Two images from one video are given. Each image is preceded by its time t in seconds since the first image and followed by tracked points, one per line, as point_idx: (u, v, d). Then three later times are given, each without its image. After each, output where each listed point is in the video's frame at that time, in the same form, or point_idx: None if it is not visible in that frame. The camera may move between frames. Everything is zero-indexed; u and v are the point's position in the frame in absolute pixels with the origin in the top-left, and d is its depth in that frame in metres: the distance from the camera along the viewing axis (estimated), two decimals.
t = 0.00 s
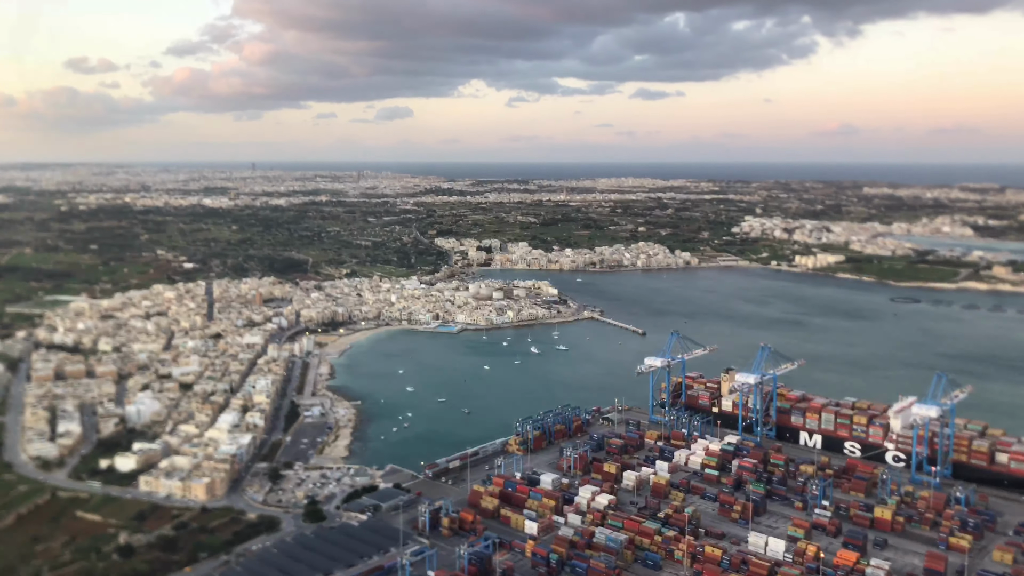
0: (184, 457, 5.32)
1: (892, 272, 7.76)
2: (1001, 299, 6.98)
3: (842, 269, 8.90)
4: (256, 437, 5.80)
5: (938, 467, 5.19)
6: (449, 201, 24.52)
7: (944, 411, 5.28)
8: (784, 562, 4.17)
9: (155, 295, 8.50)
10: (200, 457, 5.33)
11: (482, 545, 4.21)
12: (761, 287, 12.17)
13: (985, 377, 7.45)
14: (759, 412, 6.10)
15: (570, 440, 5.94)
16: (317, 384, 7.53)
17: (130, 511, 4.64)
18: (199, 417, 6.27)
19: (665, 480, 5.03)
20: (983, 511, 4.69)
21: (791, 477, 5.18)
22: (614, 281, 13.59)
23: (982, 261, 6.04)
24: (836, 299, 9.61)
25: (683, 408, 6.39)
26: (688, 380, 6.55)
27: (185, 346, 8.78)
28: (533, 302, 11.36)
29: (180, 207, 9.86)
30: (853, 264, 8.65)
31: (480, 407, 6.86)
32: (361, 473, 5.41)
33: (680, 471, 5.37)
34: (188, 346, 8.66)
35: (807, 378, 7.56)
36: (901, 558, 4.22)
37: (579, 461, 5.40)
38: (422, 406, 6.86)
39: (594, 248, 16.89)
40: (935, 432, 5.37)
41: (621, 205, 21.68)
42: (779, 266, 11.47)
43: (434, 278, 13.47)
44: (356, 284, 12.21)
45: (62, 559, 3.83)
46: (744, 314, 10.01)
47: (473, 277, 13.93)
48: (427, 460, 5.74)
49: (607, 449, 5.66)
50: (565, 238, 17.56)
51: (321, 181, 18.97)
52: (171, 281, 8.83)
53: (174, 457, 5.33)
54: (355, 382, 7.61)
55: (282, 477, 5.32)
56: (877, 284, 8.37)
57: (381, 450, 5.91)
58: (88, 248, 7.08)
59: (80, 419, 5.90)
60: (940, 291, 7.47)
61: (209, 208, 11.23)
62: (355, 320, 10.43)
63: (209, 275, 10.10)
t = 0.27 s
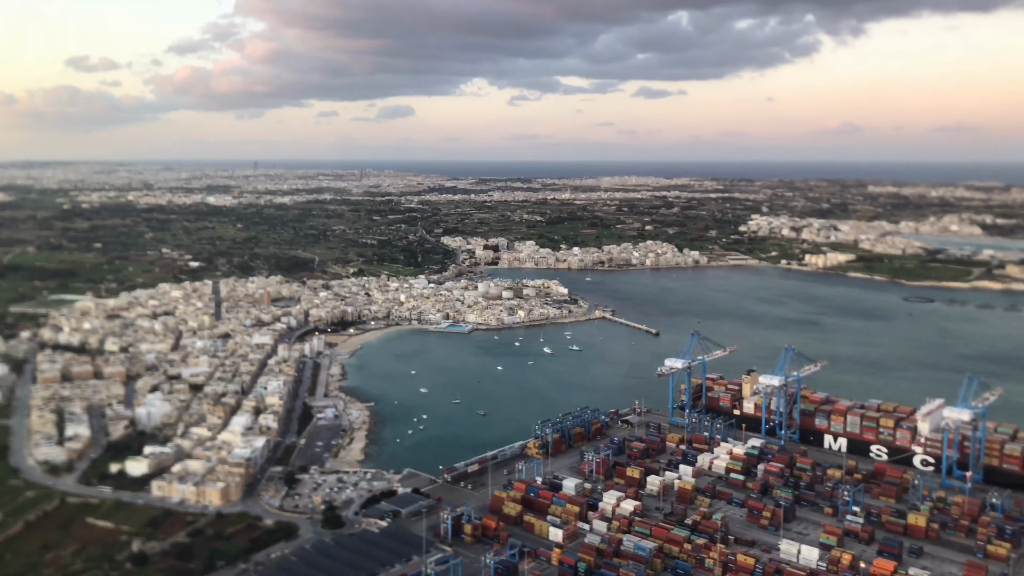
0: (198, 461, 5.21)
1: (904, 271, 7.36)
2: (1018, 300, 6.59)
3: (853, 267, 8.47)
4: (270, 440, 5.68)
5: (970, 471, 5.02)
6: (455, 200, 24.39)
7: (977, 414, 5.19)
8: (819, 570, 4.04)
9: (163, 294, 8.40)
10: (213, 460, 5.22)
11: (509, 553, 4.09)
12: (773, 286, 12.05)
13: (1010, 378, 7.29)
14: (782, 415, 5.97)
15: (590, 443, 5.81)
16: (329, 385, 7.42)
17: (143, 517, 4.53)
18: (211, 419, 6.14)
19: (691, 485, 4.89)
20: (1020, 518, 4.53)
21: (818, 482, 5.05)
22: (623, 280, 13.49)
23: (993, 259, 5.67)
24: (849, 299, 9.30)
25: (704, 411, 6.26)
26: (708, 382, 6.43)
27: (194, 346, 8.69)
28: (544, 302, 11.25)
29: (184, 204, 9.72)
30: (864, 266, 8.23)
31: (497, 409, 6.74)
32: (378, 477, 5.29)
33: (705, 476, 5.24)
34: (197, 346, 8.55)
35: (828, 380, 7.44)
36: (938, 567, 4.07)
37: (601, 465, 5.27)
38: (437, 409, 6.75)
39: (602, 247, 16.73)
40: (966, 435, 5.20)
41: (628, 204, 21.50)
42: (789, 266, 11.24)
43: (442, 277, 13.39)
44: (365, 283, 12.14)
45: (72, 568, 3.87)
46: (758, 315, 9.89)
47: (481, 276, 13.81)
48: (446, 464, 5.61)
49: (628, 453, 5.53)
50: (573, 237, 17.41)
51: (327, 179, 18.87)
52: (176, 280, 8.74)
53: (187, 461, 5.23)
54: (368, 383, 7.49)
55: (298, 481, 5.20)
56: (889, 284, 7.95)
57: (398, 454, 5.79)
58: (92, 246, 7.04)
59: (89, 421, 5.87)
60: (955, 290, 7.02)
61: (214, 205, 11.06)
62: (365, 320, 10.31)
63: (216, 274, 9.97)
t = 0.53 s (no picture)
0: (210, 466, 5.09)
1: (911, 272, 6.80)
2: None
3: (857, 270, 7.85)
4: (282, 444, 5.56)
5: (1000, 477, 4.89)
6: (456, 199, 24.26)
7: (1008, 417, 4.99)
8: None
9: (167, 294, 8.22)
10: (226, 466, 5.10)
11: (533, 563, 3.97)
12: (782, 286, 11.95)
13: None
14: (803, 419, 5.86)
15: (608, 448, 5.69)
16: (338, 386, 7.31)
17: (155, 524, 4.42)
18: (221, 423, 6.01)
19: (715, 492, 4.78)
20: None
21: (845, 488, 4.93)
22: (629, 280, 13.39)
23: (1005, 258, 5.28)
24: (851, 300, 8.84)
25: (722, 414, 6.15)
26: (726, 385, 6.32)
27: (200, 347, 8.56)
28: (552, 302, 11.14)
29: (184, 204, 9.58)
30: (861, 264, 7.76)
31: (511, 411, 6.63)
32: (394, 483, 5.17)
33: (728, 482, 5.12)
34: (203, 347, 8.43)
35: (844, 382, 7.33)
36: None
37: (622, 471, 5.15)
38: (450, 412, 6.63)
39: (607, 247, 16.61)
40: (995, 441, 5.06)
41: (631, 203, 21.36)
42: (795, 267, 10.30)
43: (448, 277, 13.28)
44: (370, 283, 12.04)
45: None
46: (769, 316, 9.80)
47: (487, 276, 13.69)
48: (463, 468, 5.50)
49: (648, 458, 5.42)
50: (577, 237, 17.28)
51: (328, 178, 18.73)
52: (180, 279, 8.59)
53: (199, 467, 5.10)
54: (378, 385, 7.38)
55: (312, 487, 5.08)
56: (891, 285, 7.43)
57: (412, 458, 5.67)
58: (95, 245, 6.93)
59: (97, 425, 5.82)
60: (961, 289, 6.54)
61: (215, 204, 10.87)
62: (372, 320, 10.19)
63: (220, 274, 9.82)
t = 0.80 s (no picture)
0: (222, 471, 4.97)
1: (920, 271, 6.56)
2: None
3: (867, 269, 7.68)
4: (293, 448, 5.43)
5: None
6: (458, 198, 24.11)
7: None
8: None
9: (172, 294, 8.08)
10: (238, 471, 4.97)
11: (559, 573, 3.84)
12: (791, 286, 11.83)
13: None
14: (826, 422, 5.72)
15: (627, 452, 5.56)
16: (348, 388, 7.19)
17: (168, 532, 4.29)
18: (232, 426, 5.90)
19: (741, 499, 4.64)
20: None
21: (872, 494, 4.80)
22: (636, 280, 13.27)
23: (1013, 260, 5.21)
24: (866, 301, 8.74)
25: (742, 418, 6.02)
26: (746, 387, 6.18)
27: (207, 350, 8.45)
28: (561, 302, 11.02)
29: (185, 202, 9.19)
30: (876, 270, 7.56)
31: (525, 415, 6.50)
32: (411, 489, 5.03)
33: (752, 488, 4.99)
34: (209, 348, 8.35)
35: (864, 384, 7.20)
36: None
37: (643, 476, 5.02)
38: (463, 414, 6.50)
39: (612, 246, 16.47)
40: None
41: (635, 202, 21.23)
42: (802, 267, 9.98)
43: (453, 277, 13.15)
44: (375, 283, 11.91)
45: None
46: (781, 317, 9.67)
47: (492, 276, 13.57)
48: (481, 475, 5.38)
49: (669, 463, 5.28)
50: (581, 236, 17.14)
51: (329, 178, 18.65)
52: (184, 279, 8.35)
53: (210, 472, 4.97)
54: (389, 387, 7.25)
55: (326, 492, 4.95)
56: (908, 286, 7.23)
57: (427, 463, 5.54)
58: (95, 245, 6.56)
59: (105, 428, 5.80)
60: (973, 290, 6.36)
61: (215, 202, 10.49)
62: (379, 321, 10.05)
63: (225, 273, 9.67)
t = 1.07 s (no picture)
0: (233, 477, 4.84)
1: (928, 273, 6.19)
2: None
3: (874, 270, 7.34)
4: (305, 454, 5.30)
5: None
6: (459, 198, 24.00)
7: None
8: None
9: (173, 295, 8.50)
10: (250, 477, 4.84)
11: None
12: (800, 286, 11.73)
13: None
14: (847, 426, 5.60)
15: (645, 457, 5.45)
16: (357, 390, 7.07)
17: (180, 541, 4.18)
18: (240, 430, 5.69)
19: (767, 506, 4.52)
20: None
21: (900, 500, 4.68)
22: (642, 280, 13.17)
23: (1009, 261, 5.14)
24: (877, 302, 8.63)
25: (762, 422, 5.90)
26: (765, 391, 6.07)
27: (211, 350, 8.13)
28: (568, 302, 10.91)
29: (183, 203, 9.18)
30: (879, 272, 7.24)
31: (539, 418, 6.38)
32: (427, 495, 4.91)
33: (776, 494, 4.87)
34: (215, 348, 8.08)
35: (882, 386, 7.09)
36: None
37: (665, 483, 4.90)
38: (476, 418, 6.38)
39: (616, 246, 16.37)
40: None
41: (636, 201, 21.13)
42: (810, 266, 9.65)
43: (457, 278, 13.05)
44: (379, 284, 11.80)
45: None
46: (792, 318, 9.57)
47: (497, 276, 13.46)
48: (498, 480, 5.25)
49: (690, 468, 5.17)
50: (584, 236, 17.02)
51: (329, 179, 18.55)
52: (185, 279, 8.63)
53: (221, 478, 4.85)
54: (398, 390, 7.13)
55: (340, 499, 4.82)
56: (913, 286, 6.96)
57: (441, 468, 5.42)
58: (95, 245, 6.65)
59: (111, 432, 5.61)
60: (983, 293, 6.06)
61: (215, 204, 10.66)
62: (385, 322, 9.93)
63: (226, 274, 9.69)
